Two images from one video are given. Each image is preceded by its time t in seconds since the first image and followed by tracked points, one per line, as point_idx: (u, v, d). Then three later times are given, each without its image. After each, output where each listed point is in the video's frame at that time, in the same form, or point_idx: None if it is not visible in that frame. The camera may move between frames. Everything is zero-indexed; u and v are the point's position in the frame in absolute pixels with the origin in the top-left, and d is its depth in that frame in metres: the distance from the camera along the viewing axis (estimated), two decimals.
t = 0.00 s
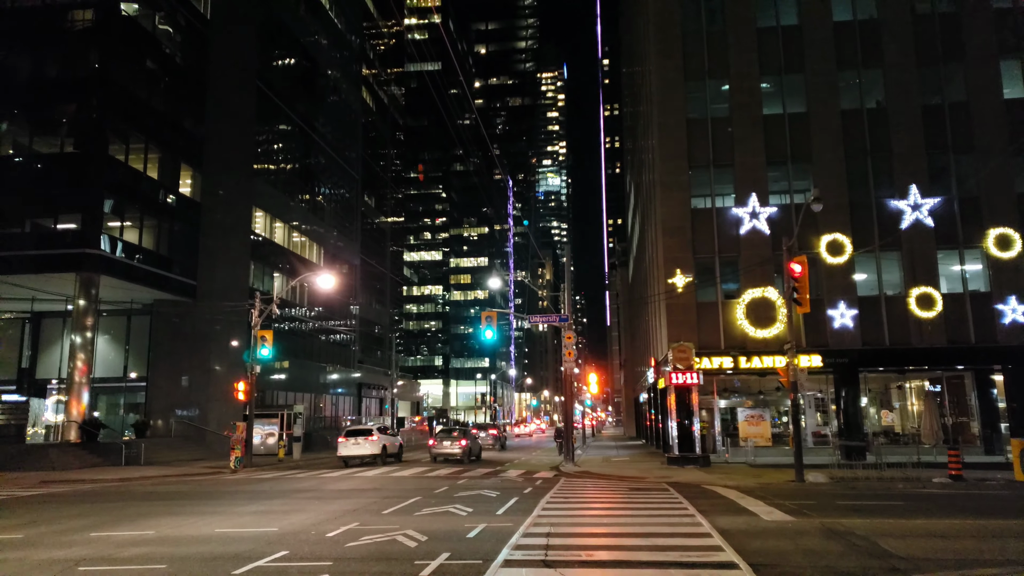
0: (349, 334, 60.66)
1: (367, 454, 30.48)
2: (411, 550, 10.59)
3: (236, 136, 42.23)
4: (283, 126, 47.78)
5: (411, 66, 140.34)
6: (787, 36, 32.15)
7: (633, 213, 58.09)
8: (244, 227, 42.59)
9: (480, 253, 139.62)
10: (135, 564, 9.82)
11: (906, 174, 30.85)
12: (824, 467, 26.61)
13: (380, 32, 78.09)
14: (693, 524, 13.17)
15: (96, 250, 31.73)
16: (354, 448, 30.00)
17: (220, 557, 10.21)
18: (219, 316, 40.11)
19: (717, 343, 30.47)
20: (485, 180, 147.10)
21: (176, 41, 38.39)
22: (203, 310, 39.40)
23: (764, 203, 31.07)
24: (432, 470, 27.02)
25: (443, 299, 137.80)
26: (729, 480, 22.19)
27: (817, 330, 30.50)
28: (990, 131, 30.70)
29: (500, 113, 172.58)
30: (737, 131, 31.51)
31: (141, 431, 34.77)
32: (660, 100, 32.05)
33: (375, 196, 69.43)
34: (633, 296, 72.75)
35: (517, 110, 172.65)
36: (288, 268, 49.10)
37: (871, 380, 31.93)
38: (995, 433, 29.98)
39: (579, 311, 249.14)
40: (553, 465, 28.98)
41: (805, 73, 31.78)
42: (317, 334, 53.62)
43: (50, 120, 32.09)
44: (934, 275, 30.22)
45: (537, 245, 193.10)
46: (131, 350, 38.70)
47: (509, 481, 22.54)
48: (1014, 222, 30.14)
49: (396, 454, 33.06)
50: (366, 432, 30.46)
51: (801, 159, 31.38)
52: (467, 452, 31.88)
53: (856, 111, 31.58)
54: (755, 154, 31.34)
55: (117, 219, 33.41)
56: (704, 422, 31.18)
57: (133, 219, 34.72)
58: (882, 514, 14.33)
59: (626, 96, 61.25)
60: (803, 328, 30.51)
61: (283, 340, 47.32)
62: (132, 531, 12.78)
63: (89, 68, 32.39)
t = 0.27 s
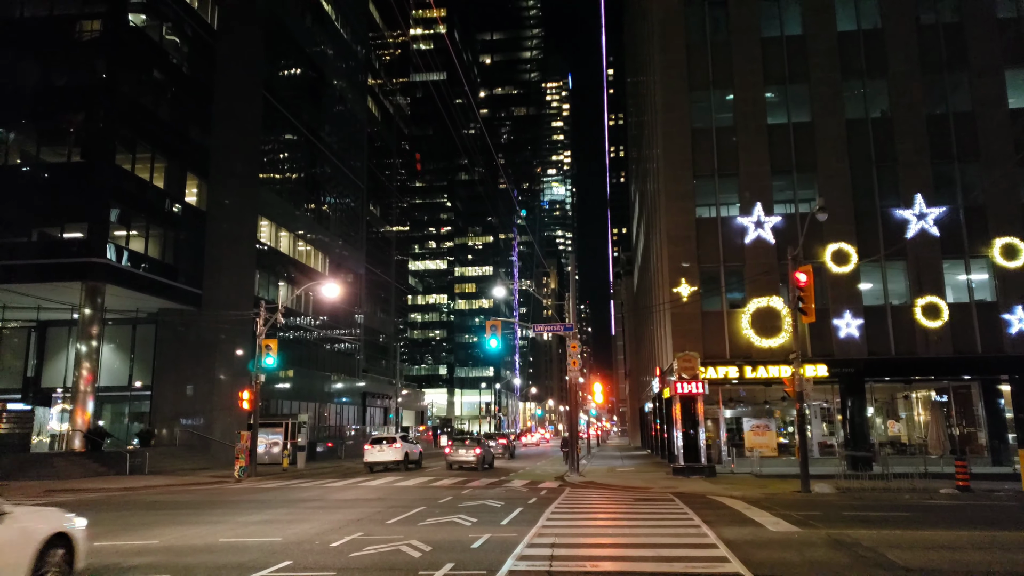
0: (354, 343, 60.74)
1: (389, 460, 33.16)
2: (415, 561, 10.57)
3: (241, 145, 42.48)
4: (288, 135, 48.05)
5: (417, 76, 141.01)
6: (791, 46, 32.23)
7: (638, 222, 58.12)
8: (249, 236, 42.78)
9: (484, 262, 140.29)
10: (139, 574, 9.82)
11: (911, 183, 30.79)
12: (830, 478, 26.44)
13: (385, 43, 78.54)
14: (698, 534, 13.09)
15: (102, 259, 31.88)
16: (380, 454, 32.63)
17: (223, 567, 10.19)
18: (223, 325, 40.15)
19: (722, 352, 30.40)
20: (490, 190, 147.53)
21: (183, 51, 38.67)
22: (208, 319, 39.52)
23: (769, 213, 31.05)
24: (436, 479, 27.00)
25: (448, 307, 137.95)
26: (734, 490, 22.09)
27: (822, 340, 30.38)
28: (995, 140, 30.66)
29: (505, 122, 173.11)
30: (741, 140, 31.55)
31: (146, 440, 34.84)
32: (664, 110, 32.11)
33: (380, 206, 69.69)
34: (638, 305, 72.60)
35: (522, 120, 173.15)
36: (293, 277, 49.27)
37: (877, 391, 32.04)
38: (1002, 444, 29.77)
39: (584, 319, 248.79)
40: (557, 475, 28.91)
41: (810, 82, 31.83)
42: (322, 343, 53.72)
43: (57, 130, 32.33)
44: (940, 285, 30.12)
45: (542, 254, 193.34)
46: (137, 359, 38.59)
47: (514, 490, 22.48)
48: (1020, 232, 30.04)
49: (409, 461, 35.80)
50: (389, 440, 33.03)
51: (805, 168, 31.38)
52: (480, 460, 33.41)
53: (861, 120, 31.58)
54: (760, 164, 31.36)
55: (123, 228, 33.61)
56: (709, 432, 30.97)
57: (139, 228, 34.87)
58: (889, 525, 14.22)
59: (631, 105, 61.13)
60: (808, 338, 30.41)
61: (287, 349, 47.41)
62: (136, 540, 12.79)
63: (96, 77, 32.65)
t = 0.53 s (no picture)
0: (359, 352, 60.82)
1: (411, 467, 35.93)
2: (421, 569, 10.57)
3: (247, 155, 42.72)
4: (294, 145, 48.30)
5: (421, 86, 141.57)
6: (795, 54, 32.28)
7: (642, 230, 58.12)
8: (255, 245, 42.96)
9: (489, 270, 140.58)
10: None
11: (917, 191, 30.76)
12: (836, 486, 26.31)
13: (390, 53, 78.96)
14: (704, 543, 13.05)
15: (109, 268, 32.04)
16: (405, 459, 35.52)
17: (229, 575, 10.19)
18: (229, 334, 40.25)
19: (728, 360, 30.35)
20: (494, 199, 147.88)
21: (189, 61, 38.95)
22: (214, 328, 39.65)
23: (774, 220, 31.04)
24: (442, 488, 26.95)
25: (452, 316, 137.83)
26: (741, 499, 21.99)
27: (828, 347, 30.29)
28: (1001, 147, 30.63)
29: (509, 131, 173.60)
30: (746, 148, 31.57)
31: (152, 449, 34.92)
32: (669, 118, 32.19)
33: (385, 215, 69.91)
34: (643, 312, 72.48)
35: (527, 128, 173.64)
36: (298, 286, 49.43)
37: (883, 398, 31.46)
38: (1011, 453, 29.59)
39: (589, 327, 248.64)
40: (563, 484, 28.84)
41: (814, 90, 31.86)
42: (328, 352, 53.80)
43: (64, 140, 32.60)
44: (946, 292, 30.06)
45: (546, 262, 193.46)
46: (143, 368, 38.84)
47: (519, 499, 22.43)
48: None
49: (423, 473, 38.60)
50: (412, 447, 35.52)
51: (811, 176, 31.37)
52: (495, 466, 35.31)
53: (865, 127, 31.58)
54: (764, 171, 31.37)
55: (130, 238, 33.74)
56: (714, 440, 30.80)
57: (146, 238, 35.06)
58: (896, 533, 14.14)
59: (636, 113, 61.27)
60: (814, 346, 30.32)
61: (293, 358, 47.52)
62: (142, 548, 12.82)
63: (103, 89, 32.93)
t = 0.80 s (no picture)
0: (364, 356, 60.87)
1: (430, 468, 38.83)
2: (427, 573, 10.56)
3: (253, 160, 42.87)
4: (299, 149, 48.48)
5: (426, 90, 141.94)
6: (800, 57, 32.27)
7: (647, 235, 58.06)
8: (261, 249, 43.10)
9: (494, 274, 141.56)
10: None
11: (923, 194, 30.69)
12: (843, 490, 26.19)
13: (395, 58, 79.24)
14: (710, 547, 13.02)
15: (115, 273, 32.18)
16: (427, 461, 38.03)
17: None
18: (235, 339, 40.34)
19: (733, 364, 30.30)
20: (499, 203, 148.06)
21: (195, 67, 39.13)
22: (220, 332, 39.76)
23: (779, 224, 31.01)
24: (447, 492, 26.93)
25: (457, 320, 138.00)
26: (747, 503, 21.92)
27: (834, 351, 30.20)
28: (1007, 149, 30.56)
29: (514, 135, 173.82)
30: (751, 151, 31.56)
31: (158, 453, 35.01)
32: (674, 122, 32.18)
33: (390, 219, 70.07)
34: (648, 316, 72.44)
35: (531, 133, 173.83)
36: (304, 290, 49.57)
37: (889, 402, 31.74)
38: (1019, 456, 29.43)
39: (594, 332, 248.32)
40: (569, 488, 28.78)
41: (819, 93, 31.83)
42: (333, 356, 53.88)
43: (71, 146, 32.79)
44: (953, 295, 29.96)
45: (551, 266, 193.43)
46: (149, 372, 39.12)
47: (525, 503, 22.39)
48: None
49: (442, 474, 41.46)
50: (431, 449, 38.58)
51: (816, 179, 31.32)
52: (507, 470, 37.16)
53: (871, 130, 31.54)
54: (770, 175, 31.34)
55: (136, 243, 33.89)
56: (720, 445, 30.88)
57: (152, 243, 35.21)
58: (904, 537, 14.08)
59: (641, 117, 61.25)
60: (820, 350, 30.23)
61: (299, 362, 47.62)
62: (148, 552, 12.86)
63: (110, 94, 33.14)
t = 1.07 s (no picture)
0: (372, 360, 60.93)
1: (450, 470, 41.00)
2: None
3: (260, 165, 43.08)
4: (306, 154, 48.69)
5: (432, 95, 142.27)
6: (807, 60, 32.21)
7: (655, 238, 58.02)
8: (269, 254, 43.26)
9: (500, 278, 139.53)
10: None
11: (931, 196, 30.57)
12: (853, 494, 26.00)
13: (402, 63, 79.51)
14: (719, 552, 12.97)
15: (123, 278, 32.35)
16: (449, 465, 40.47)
17: None
18: (242, 343, 40.46)
19: (741, 367, 30.18)
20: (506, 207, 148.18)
21: (202, 73, 39.36)
22: (228, 337, 39.91)
23: (787, 227, 30.93)
24: (455, 497, 26.89)
25: (464, 324, 139.04)
26: (756, 507, 21.82)
27: (843, 355, 30.06)
28: (1016, 151, 30.42)
29: (520, 139, 174.02)
30: (758, 154, 31.50)
31: (166, 457, 35.12)
32: (680, 125, 32.15)
33: (397, 223, 70.23)
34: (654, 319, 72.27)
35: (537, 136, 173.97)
36: (311, 295, 49.72)
37: (898, 406, 31.54)
38: None
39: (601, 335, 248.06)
40: (576, 492, 28.68)
41: (826, 96, 31.76)
42: (340, 360, 53.96)
43: (80, 152, 33.04)
44: (962, 297, 29.79)
45: (557, 270, 193.38)
46: (157, 377, 39.27)
47: (532, 508, 22.33)
48: None
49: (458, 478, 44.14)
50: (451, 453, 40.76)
51: (823, 182, 31.23)
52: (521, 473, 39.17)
53: (878, 133, 31.44)
54: (777, 178, 31.27)
55: (144, 248, 34.07)
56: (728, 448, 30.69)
57: (160, 247, 35.38)
58: (915, 542, 13.98)
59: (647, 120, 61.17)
60: (828, 353, 30.07)
61: (306, 367, 47.73)
62: (156, 557, 12.90)
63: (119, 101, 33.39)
